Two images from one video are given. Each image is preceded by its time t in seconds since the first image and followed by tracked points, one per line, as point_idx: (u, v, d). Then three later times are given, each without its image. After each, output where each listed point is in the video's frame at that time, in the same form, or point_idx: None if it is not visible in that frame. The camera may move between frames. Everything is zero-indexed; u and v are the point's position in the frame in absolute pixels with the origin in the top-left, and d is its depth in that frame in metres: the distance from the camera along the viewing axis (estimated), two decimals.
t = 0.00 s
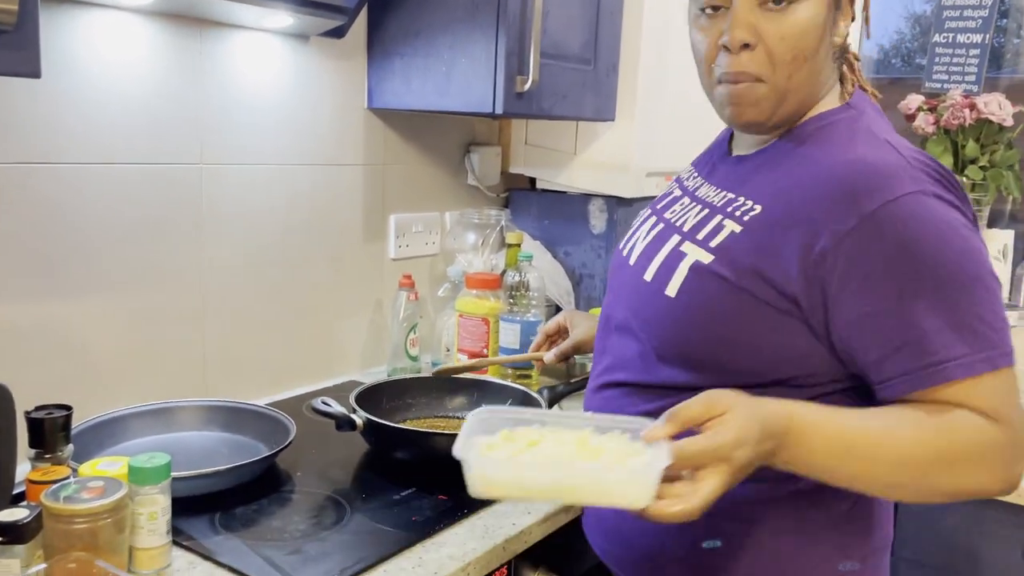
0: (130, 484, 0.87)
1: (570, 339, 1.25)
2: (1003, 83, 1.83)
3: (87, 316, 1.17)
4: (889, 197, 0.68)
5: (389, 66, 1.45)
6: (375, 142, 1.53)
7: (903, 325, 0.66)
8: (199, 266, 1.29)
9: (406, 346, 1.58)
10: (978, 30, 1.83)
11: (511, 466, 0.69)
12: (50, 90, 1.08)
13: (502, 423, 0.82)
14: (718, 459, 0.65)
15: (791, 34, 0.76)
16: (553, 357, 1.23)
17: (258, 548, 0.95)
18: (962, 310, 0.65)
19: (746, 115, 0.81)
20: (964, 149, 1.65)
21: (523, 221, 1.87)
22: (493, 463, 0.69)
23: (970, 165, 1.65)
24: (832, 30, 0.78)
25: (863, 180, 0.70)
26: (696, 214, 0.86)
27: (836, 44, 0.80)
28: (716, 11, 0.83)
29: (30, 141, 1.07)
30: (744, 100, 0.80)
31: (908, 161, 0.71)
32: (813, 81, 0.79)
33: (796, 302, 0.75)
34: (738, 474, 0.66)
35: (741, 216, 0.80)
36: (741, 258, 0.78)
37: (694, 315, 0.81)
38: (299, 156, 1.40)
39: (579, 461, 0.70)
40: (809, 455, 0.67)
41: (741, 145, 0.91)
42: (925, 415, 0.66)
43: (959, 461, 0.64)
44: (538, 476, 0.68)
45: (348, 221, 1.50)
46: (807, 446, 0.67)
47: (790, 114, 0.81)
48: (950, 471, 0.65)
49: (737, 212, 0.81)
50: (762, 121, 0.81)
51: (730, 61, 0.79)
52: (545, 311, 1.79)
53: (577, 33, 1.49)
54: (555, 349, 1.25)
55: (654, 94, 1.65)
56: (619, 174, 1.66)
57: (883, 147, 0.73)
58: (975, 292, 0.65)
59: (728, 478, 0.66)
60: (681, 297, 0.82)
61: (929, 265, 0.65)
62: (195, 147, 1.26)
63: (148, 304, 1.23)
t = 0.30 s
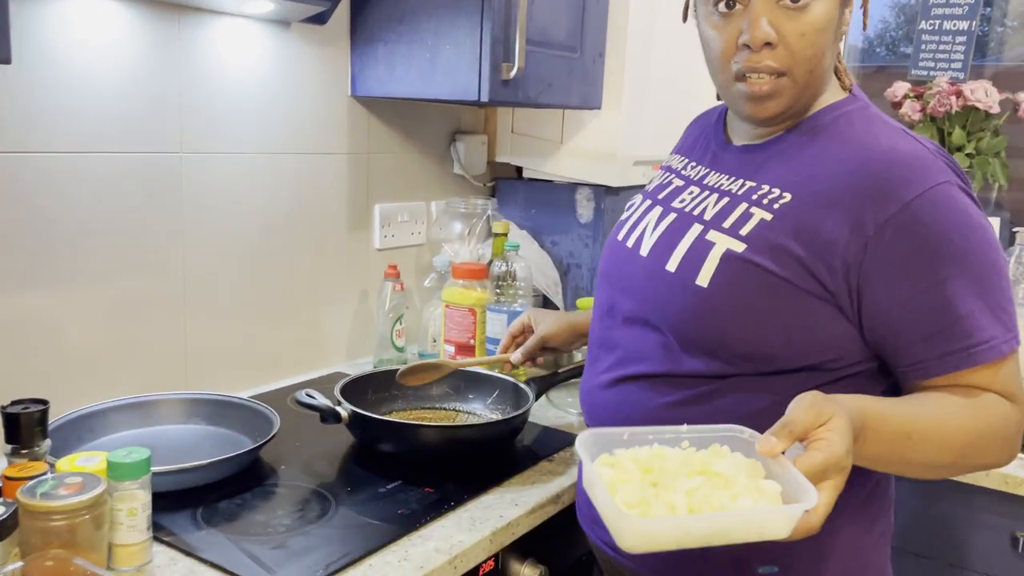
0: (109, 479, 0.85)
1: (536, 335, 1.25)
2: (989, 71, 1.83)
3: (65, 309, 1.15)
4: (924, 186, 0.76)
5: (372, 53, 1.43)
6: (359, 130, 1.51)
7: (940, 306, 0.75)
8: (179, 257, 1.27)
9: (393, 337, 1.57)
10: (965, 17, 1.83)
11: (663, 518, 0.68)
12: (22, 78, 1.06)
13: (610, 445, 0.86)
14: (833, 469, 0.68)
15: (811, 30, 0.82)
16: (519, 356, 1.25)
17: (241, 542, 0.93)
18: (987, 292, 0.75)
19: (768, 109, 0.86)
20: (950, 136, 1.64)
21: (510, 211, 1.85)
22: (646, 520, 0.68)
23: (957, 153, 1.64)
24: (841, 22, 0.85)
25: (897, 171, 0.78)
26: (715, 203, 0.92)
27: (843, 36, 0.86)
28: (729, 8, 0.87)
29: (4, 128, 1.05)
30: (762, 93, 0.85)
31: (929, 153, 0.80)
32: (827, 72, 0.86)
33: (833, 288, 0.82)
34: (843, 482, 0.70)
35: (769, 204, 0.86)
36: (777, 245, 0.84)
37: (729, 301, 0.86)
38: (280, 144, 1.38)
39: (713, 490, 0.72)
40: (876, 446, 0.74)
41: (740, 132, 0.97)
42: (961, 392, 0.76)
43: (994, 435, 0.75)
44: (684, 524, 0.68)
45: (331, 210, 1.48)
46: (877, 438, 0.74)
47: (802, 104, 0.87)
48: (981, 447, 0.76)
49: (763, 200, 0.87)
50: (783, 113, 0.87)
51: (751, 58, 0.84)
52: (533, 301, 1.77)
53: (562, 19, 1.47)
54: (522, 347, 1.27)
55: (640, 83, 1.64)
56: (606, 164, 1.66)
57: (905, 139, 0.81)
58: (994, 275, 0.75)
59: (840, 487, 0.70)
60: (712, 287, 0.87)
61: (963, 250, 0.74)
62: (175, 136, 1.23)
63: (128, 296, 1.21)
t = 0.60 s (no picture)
0: (66, 476, 0.81)
1: (517, 323, 1.22)
2: (966, 57, 1.83)
3: (23, 299, 1.10)
4: (913, 168, 0.78)
5: (343, 34, 1.39)
6: (330, 115, 1.47)
7: (930, 286, 0.76)
8: (143, 245, 1.23)
9: (366, 327, 1.53)
10: (943, 2, 1.82)
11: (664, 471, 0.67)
12: None
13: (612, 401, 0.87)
14: (829, 427, 0.69)
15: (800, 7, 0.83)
16: (502, 347, 1.22)
17: (206, 540, 0.90)
18: (975, 273, 0.76)
19: (754, 86, 0.87)
20: (929, 122, 1.63)
21: (486, 198, 1.82)
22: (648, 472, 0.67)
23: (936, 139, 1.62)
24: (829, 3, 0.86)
25: (886, 154, 0.79)
26: (705, 186, 0.91)
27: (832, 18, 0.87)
28: None
29: None
30: (750, 69, 0.86)
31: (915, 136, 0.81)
32: (814, 53, 0.87)
33: (824, 270, 0.83)
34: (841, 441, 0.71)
35: (761, 186, 0.86)
36: (770, 228, 0.84)
37: (721, 284, 0.87)
38: (248, 129, 1.34)
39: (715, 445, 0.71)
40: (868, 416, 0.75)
41: (726, 116, 0.97)
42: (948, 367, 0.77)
43: (981, 410, 0.76)
44: (688, 475, 0.67)
45: (302, 196, 1.44)
46: (870, 405, 0.74)
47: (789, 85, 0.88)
48: (968, 419, 0.77)
49: (754, 182, 0.87)
50: (769, 91, 0.88)
51: (740, 33, 0.85)
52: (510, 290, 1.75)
53: None
54: (504, 337, 1.24)
55: (618, 67, 1.62)
56: (584, 149, 1.65)
57: (893, 122, 0.82)
58: (981, 257, 0.77)
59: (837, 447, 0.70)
60: (702, 271, 0.87)
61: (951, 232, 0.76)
62: (137, 119, 1.19)
63: (90, 285, 1.17)
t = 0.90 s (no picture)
0: (25, 483, 0.78)
1: (501, 316, 1.22)
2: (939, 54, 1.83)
3: None
4: (896, 157, 0.77)
5: (314, 24, 1.36)
6: (302, 107, 1.43)
7: (915, 277, 0.75)
8: (106, 241, 1.18)
9: (339, 324, 1.50)
10: None
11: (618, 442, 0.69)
12: None
13: (575, 388, 0.88)
14: (787, 409, 0.69)
15: None
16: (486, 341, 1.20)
17: (173, 547, 0.87)
18: (959, 263, 0.75)
19: (734, 73, 0.87)
20: (905, 117, 1.63)
21: (461, 193, 1.80)
22: (601, 442, 0.69)
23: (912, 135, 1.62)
24: None
25: (870, 144, 0.78)
26: (689, 179, 0.90)
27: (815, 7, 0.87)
28: None
29: None
30: (730, 55, 0.86)
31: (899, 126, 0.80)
32: (796, 43, 0.86)
33: (808, 262, 0.82)
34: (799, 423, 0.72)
35: (745, 179, 0.85)
36: (754, 220, 0.83)
37: (705, 278, 0.85)
38: (216, 121, 1.30)
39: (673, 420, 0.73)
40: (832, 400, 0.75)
41: (711, 110, 0.95)
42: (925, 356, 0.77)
43: (956, 400, 0.76)
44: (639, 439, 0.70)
45: (272, 191, 1.41)
46: (839, 392, 0.75)
47: (772, 73, 0.87)
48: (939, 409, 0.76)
49: (738, 174, 0.86)
50: (749, 79, 0.87)
51: (721, 20, 0.85)
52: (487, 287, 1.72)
53: None
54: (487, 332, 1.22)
55: (594, 60, 1.60)
56: (562, 144, 1.62)
57: (876, 112, 0.82)
58: (966, 246, 0.76)
59: (796, 428, 0.70)
60: (687, 265, 0.86)
61: (935, 221, 0.75)
62: (100, 111, 1.15)
63: (51, 283, 1.13)
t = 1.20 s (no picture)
0: None
1: (491, 343, 1.17)
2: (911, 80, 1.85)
3: None
4: (883, 193, 0.75)
5: (285, 49, 1.33)
6: (273, 132, 1.40)
7: (900, 314, 0.73)
8: (68, 273, 1.14)
9: (310, 353, 1.46)
10: (892, 24, 1.83)
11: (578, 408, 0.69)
12: None
13: (550, 369, 0.86)
14: (763, 412, 0.67)
15: (770, 26, 0.82)
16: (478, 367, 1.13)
17: None
18: (948, 298, 0.73)
19: (719, 101, 0.86)
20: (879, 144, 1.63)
21: (436, 218, 1.77)
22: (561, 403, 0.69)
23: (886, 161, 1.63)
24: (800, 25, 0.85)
25: (855, 178, 0.77)
26: (674, 210, 0.89)
27: (801, 38, 0.87)
28: None
29: None
30: (716, 84, 0.85)
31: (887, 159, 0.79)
32: (782, 74, 0.86)
33: (793, 296, 0.80)
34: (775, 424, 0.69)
35: (729, 211, 0.84)
36: (738, 252, 0.82)
37: (689, 309, 0.84)
38: (185, 148, 1.26)
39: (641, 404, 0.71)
40: (810, 415, 0.73)
41: (698, 140, 0.95)
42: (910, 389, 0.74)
43: (942, 434, 0.73)
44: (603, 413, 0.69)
45: (242, 219, 1.37)
46: (819, 411, 0.73)
47: (757, 103, 0.86)
48: (923, 441, 0.74)
49: (722, 206, 0.85)
50: (734, 108, 0.86)
51: (709, 47, 0.84)
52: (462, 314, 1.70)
53: (491, 16, 1.39)
54: (476, 361, 1.16)
55: (570, 86, 1.59)
56: (538, 170, 1.61)
57: (863, 145, 0.80)
58: (954, 282, 0.74)
59: (770, 432, 0.67)
60: (670, 296, 0.85)
61: (923, 258, 0.73)
62: (62, 138, 1.11)
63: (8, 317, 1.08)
